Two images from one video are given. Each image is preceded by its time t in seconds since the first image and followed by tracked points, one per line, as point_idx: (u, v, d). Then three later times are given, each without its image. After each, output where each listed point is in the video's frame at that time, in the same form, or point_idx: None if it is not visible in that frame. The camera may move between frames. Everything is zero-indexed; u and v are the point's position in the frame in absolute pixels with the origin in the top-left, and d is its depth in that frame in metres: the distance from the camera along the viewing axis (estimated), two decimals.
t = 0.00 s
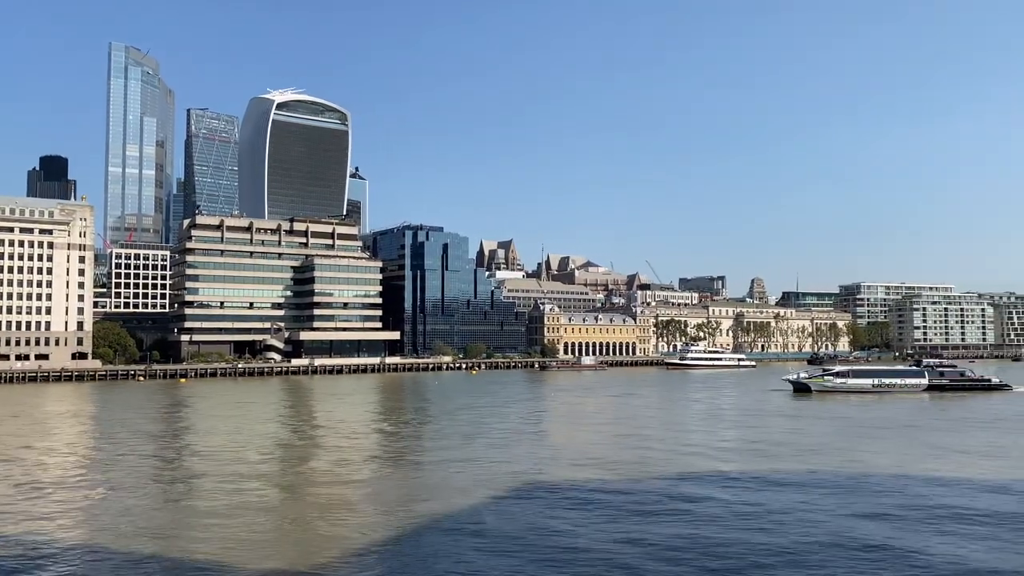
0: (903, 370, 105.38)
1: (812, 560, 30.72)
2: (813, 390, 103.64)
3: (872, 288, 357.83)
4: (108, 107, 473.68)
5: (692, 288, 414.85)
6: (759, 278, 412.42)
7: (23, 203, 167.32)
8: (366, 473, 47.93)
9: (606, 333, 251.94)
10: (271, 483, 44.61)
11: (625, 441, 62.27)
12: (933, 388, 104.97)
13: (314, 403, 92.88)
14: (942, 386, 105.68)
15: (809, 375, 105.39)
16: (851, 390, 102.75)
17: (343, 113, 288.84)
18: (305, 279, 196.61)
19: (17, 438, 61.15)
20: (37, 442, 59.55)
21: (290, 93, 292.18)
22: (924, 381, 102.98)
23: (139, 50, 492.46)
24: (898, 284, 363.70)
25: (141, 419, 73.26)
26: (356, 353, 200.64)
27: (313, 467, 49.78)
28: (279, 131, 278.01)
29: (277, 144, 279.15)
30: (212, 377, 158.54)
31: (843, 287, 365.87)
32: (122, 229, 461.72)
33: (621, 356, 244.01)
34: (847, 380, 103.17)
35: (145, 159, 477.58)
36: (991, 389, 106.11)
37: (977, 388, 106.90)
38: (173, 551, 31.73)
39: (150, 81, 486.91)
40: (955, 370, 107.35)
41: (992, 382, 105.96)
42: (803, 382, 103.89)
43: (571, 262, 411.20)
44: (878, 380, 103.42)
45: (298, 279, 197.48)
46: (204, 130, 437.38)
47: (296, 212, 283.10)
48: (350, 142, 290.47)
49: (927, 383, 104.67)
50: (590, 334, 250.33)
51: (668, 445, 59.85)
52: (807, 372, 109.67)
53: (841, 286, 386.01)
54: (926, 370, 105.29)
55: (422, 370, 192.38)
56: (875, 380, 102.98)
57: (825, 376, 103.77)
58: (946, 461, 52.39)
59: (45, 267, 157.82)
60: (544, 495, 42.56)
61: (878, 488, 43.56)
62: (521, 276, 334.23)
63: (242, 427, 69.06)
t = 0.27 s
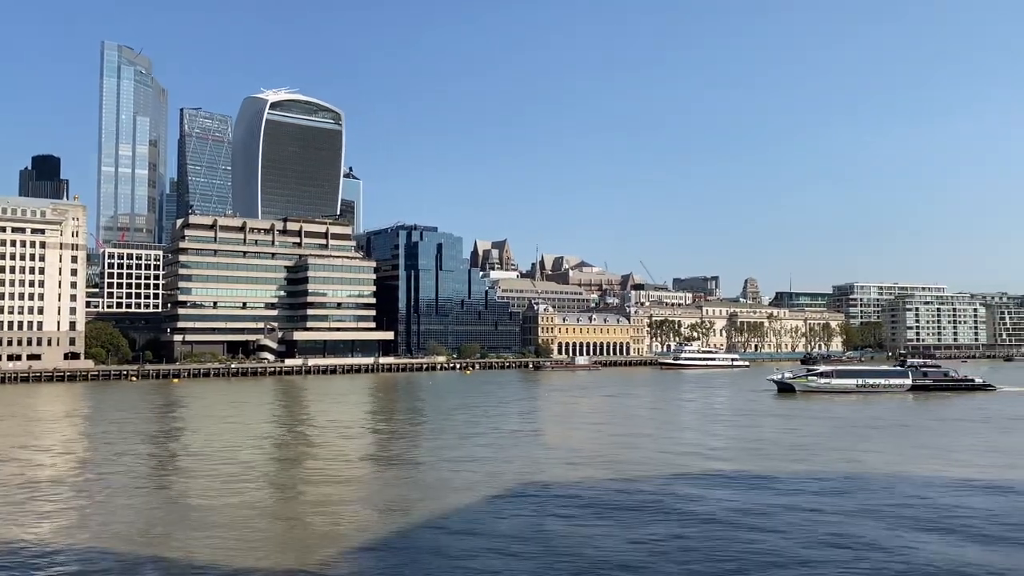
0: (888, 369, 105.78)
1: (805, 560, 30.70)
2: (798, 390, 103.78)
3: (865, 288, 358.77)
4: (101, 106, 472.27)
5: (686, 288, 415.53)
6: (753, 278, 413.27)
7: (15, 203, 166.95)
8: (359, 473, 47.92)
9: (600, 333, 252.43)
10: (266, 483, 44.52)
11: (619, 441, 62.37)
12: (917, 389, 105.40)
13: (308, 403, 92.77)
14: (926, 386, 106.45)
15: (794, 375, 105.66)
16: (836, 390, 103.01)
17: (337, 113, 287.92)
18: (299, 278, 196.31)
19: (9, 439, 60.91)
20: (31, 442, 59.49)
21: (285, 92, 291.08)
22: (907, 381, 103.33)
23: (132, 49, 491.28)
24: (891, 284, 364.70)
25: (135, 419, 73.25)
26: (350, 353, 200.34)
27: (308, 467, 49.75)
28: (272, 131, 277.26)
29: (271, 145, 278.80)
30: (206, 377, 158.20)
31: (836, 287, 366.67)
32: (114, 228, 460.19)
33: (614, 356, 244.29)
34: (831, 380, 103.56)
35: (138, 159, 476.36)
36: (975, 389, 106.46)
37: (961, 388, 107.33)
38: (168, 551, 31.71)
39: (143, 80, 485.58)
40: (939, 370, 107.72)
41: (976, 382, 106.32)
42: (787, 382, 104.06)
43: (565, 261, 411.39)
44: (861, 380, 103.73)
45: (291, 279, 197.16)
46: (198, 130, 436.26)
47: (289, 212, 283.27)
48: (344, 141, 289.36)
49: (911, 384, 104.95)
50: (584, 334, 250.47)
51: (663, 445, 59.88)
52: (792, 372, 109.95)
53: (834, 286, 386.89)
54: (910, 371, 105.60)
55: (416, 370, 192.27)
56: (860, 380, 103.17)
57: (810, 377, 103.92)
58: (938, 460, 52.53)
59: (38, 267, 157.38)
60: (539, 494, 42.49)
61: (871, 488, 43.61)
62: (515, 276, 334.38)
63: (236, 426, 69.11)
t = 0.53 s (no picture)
0: (870, 370, 105.93)
1: (794, 560, 30.74)
2: (779, 390, 103.64)
3: (857, 288, 359.79)
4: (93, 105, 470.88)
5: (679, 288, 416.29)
6: (745, 278, 414.21)
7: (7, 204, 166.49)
8: (353, 473, 47.90)
9: (593, 333, 252.76)
10: (259, 483, 44.47)
11: (610, 441, 62.41)
12: (898, 389, 105.86)
13: (300, 403, 92.62)
14: (909, 386, 106.93)
15: (776, 375, 105.29)
16: (817, 390, 102.97)
17: (331, 113, 287.37)
18: (291, 279, 195.91)
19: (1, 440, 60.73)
20: (23, 442, 59.33)
21: (277, 91, 290.42)
22: (889, 381, 103.65)
23: (124, 48, 490.09)
24: (883, 284, 365.86)
25: (127, 419, 73.19)
26: (343, 353, 200.00)
27: (299, 467, 49.75)
28: (265, 130, 276.51)
29: (263, 145, 278.19)
30: (198, 377, 157.75)
31: (828, 287, 367.62)
32: (106, 228, 458.58)
33: (607, 356, 244.52)
34: (814, 380, 103.57)
35: (130, 158, 475.13)
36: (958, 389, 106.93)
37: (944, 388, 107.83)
38: (160, 551, 31.65)
39: (135, 79, 484.49)
40: (920, 370, 108.13)
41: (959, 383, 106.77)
42: (769, 382, 103.93)
43: (559, 261, 411.62)
44: (844, 380, 103.52)
45: (284, 279, 196.79)
46: (190, 129, 435.29)
47: (282, 212, 282.93)
48: (337, 141, 289.11)
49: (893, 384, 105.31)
50: (577, 334, 250.63)
51: (656, 446, 59.92)
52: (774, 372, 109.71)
53: (826, 286, 387.93)
54: (891, 371, 105.95)
55: (409, 370, 192.08)
56: (842, 380, 103.29)
57: (792, 377, 103.89)
58: (927, 460, 52.74)
59: (29, 267, 156.70)
60: (533, 495, 42.51)
61: (861, 488, 43.74)
62: (508, 276, 334.48)
63: (229, 426, 69.07)
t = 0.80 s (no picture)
0: (856, 369, 105.84)
1: (790, 560, 30.65)
2: (766, 390, 103.72)
3: (851, 288, 360.62)
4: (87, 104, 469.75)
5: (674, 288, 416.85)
6: (740, 278, 415.01)
7: None
8: (347, 474, 47.89)
9: (588, 333, 253.13)
10: (253, 484, 44.41)
11: (605, 441, 62.51)
12: (884, 387, 105.77)
13: (296, 403, 92.58)
14: (895, 386, 106.79)
15: (763, 375, 105.53)
16: (803, 390, 103.34)
17: (326, 113, 286.20)
18: (286, 279, 195.73)
19: None
20: (17, 442, 59.20)
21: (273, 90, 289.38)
22: (875, 381, 103.61)
23: (118, 47, 489.22)
24: (877, 284, 366.80)
25: (122, 419, 73.32)
26: (337, 353, 199.62)
27: (291, 467, 49.72)
28: (259, 130, 276.15)
29: (257, 144, 277.65)
30: (192, 377, 157.46)
31: (823, 287, 368.32)
32: (100, 228, 457.37)
33: (602, 356, 244.84)
34: (800, 381, 103.92)
35: (124, 158, 474.23)
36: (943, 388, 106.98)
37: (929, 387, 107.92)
38: (155, 553, 31.43)
39: (129, 78, 483.79)
40: (907, 370, 108.20)
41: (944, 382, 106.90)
42: (755, 382, 103.99)
43: (554, 262, 411.81)
44: (830, 380, 103.97)
45: (279, 279, 196.53)
46: (185, 129, 434.67)
47: (276, 212, 282.55)
48: (331, 141, 286.15)
49: (878, 384, 105.13)
50: (571, 334, 250.97)
51: (651, 446, 59.91)
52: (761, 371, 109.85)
53: (821, 286, 388.72)
54: (877, 370, 105.94)
55: (404, 370, 191.98)
56: (828, 380, 103.43)
57: (779, 376, 104.08)
58: (921, 460, 52.74)
59: (23, 267, 156.29)
60: (528, 494, 42.57)
61: (855, 488, 43.64)
62: (504, 276, 334.57)
63: (223, 426, 69.09)
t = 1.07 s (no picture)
0: (839, 369, 105.68)
1: (785, 560, 30.60)
2: (749, 390, 104.04)
3: (844, 288, 361.47)
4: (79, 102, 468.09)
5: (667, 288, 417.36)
6: (733, 278, 415.77)
7: None
8: (340, 474, 47.89)
9: (581, 333, 253.40)
10: (247, 483, 44.38)
11: (597, 441, 62.56)
12: (867, 387, 105.99)
13: (289, 404, 92.44)
14: (877, 386, 106.37)
15: (746, 375, 106.02)
16: (786, 390, 103.57)
17: (319, 112, 285.58)
18: (279, 279, 195.41)
19: None
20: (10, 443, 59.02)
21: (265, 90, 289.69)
22: (858, 381, 103.72)
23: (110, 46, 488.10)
24: (870, 284, 367.80)
25: (114, 419, 73.32)
26: (331, 353, 199.29)
27: (284, 467, 49.69)
28: (252, 130, 275.49)
29: (251, 143, 276.48)
30: (185, 377, 157.11)
31: (815, 287, 369.15)
32: (92, 228, 455.64)
33: (596, 356, 245.11)
34: (783, 380, 104.18)
35: (116, 158, 472.91)
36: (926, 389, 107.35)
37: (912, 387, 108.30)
38: (149, 553, 31.38)
39: (122, 78, 482.64)
40: (890, 370, 108.64)
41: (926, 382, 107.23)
42: (739, 382, 104.30)
43: (547, 262, 411.89)
44: (813, 380, 104.24)
45: (272, 279, 196.21)
46: (177, 128, 433.79)
47: (270, 211, 281.93)
48: (325, 141, 287.55)
49: (862, 384, 105.34)
50: (565, 334, 251.15)
51: (644, 446, 59.90)
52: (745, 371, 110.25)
53: (814, 286, 389.65)
54: (860, 371, 106.22)
55: (397, 370, 191.81)
56: (811, 380, 103.80)
57: (762, 376, 104.47)
58: (911, 460, 52.81)
59: (14, 266, 155.63)
60: (523, 494, 42.53)
61: (845, 488, 43.66)
62: (497, 276, 334.58)
63: (217, 427, 69.01)
